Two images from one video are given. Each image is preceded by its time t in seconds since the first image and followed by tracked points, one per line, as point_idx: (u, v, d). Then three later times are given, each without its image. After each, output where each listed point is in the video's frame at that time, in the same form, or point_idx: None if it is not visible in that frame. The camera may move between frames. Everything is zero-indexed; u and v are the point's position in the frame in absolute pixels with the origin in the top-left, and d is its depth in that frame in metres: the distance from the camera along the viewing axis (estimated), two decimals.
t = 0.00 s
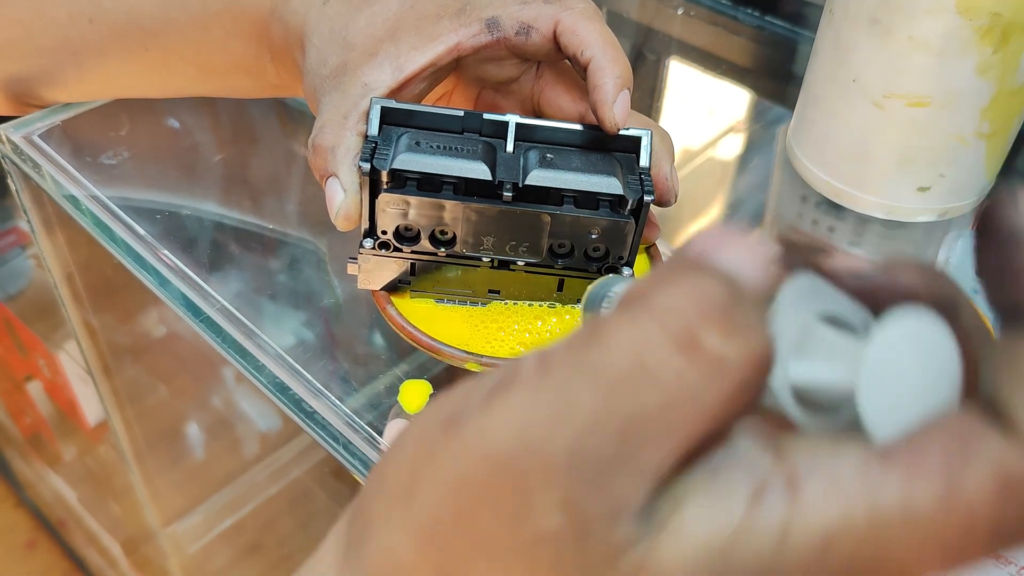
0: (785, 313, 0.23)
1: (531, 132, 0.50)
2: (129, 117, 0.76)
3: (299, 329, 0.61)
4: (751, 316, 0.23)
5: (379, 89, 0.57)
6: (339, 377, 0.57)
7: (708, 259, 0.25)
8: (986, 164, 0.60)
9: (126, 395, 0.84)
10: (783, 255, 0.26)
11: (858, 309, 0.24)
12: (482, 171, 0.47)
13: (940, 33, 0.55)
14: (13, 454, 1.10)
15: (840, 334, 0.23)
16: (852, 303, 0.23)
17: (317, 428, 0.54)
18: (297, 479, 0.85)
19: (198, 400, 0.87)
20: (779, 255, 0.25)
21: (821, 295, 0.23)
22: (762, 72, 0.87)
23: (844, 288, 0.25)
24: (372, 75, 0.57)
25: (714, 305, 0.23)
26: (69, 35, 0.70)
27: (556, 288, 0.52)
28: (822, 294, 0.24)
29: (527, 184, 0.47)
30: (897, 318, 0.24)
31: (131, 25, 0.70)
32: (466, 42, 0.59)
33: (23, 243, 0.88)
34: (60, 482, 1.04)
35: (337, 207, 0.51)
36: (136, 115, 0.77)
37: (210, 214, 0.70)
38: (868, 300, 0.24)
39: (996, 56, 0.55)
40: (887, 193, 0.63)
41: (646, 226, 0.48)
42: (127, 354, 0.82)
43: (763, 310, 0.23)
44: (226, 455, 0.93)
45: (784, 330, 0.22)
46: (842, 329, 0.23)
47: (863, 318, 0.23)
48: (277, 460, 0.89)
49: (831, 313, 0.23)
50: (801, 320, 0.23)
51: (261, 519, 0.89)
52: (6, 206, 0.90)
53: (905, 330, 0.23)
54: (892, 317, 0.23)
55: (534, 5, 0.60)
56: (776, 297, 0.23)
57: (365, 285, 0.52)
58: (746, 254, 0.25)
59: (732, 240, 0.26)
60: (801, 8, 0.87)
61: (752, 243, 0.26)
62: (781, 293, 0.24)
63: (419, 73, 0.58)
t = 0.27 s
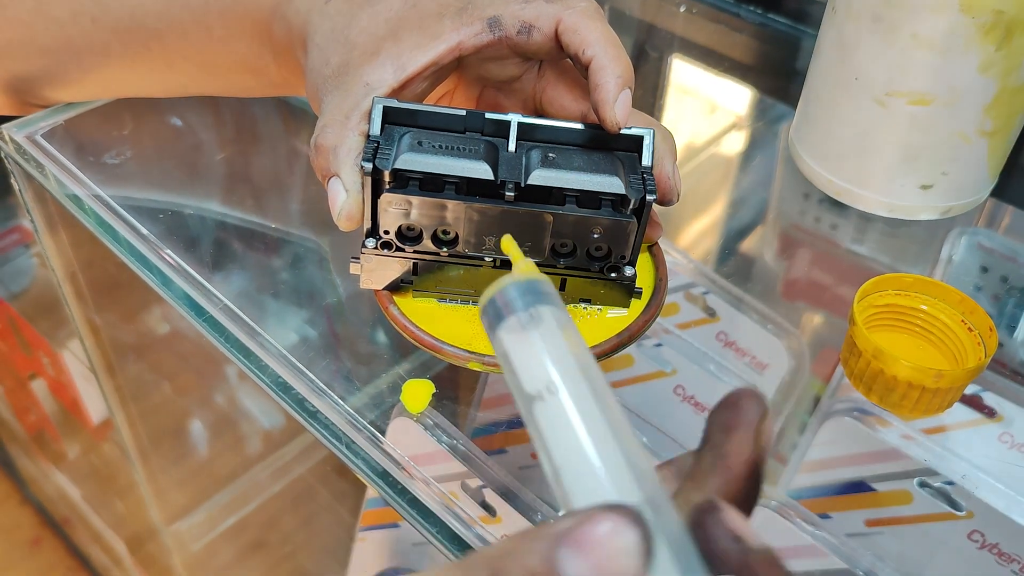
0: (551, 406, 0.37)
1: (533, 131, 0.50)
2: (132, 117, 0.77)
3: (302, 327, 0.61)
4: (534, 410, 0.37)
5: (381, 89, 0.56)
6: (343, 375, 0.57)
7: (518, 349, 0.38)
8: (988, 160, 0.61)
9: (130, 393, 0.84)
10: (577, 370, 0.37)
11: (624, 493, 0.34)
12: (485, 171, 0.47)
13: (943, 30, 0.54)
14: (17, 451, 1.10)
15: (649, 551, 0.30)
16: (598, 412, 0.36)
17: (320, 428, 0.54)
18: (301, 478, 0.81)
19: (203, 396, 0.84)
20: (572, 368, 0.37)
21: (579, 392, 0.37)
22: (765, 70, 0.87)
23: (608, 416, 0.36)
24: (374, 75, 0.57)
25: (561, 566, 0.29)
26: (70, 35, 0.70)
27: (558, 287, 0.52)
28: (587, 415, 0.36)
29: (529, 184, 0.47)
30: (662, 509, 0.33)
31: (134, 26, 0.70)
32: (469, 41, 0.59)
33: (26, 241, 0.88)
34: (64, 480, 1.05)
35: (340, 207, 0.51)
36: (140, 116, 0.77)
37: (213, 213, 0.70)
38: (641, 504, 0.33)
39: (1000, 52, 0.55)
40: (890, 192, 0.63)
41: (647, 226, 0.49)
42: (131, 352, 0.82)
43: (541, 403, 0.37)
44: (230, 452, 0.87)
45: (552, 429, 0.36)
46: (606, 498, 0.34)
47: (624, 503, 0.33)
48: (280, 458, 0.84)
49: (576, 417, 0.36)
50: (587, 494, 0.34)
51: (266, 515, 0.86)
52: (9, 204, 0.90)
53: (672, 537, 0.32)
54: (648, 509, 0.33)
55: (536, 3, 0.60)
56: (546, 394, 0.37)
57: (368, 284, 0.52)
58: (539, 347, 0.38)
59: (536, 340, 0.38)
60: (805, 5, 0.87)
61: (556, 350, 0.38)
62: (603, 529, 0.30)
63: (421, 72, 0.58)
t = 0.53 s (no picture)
0: (452, 391, 0.40)
1: (535, 130, 0.50)
2: (134, 116, 0.77)
3: (305, 325, 0.61)
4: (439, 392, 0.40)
5: (383, 88, 0.57)
6: (345, 374, 0.57)
7: (443, 340, 0.42)
8: (989, 159, 0.61)
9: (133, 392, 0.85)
10: (490, 370, 0.41)
11: (489, 473, 0.37)
12: (487, 170, 0.47)
13: (945, 29, 0.54)
14: (21, 450, 1.10)
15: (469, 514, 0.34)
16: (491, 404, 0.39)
17: (323, 426, 0.55)
18: (303, 477, 0.79)
19: (205, 394, 0.82)
20: (484, 366, 0.41)
21: (481, 385, 0.40)
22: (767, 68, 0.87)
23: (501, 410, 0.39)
24: (376, 74, 0.57)
25: (393, 525, 0.34)
26: (74, 34, 0.70)
27: (560, 286, 0.52)
28: (479, 403, 0.39)
29: (530, 183, 0.47)
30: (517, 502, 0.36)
31: (136, 26, 0.70)
32: (470, 40, 0.59)
33: (29, 240, 0.89)
34: (69, 478, 1.05)
35: (342, 206, 0.51)
36: (142, 114, 0.77)
37: (215, 212, 0.70)
38: (502, 490, 0.36)
39: (1001, 51, 0.54)
40: (892, 189, 0.63)
41: (649, 224, 0.48)
42: (134, 351, 0.82)
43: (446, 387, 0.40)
44: (232, 450, 0.85)
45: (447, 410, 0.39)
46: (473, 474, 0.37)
47: (486, 482, 0.36)
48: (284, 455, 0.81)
49: (470, 402, 0.39)
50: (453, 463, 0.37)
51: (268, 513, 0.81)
52: (13, 203, 0.91)
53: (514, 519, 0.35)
54: (501, 494, 0.36)
55: (538, 2, 0.60)
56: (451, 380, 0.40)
57: (370, 283, 0.52)
58: (460, 342, 0.41)
59: (460, 335, 0.42)
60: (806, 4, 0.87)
61: (476, 348, 0.41)
62: (429, 487, 0.34)
63: (423, 71, 0.58)
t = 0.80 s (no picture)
0: (433, 366, 0.42)
1: (535, 127, 0.50)
2: (135, 114, 0.77)
3: (307, 323, 0.61)
4: (420, 365, 0.42)
5: (384, 86, 0.57)
6: (346, 371, 0.58)
7: (425, 316, 0.44)
8: (990, 157, 0.61)
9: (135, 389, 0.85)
10: (469, 346, 0.43)
11: (465, 446, 0.39)
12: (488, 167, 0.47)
13: (945, 27, 0.54)
14: (22, 448, 1.10)
15: (444, 490, 0.36)
16: (469, 380, 0.41)
17: (324, 423, 0.55)
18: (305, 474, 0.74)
19: (208, 391, 0.81)
20: (463, 342, 0.43)
21: (461, 361, 0.42)
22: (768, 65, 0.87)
23: (479, 386, 0.41)
24: (377, 72, 0.57)
25: (372, 497, 0.36)
26: (75, 32, 0.70)
27: (561, 283, 0.52)
28: (459, 379, 0.41)
29: (530, 180, 0.47)
30: (490, 476, 0.38)
31: (138, 24, 0.70)
32: (471, 38, 0.59)
33: (31, 238, 0.89)
34: (70, 476, 1.05)
35: (343, 204, 0.51)
36: (143, 112, 0.77)
37: (217, 210, 0.70)
38: (477, 465, 0.38)
39: (1001, 48, 0.54)
40: (892, 186, 0.63)
41: (649, 221, 0.49)
42: (135, 349, 0.82)
43: (427, 361, 0.42)
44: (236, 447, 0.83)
45: (428, 383, 0.41)
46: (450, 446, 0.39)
47: (461, 454, 0.38)
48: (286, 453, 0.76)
49: (451, 377, 0.41)
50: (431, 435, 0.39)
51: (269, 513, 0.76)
52: (14, 201, 0.91)
53: (486, 491, 0.38)
54: (475, 467, 0.38)
55: None
56: (432, 355, 0.42)
57: (371, 280, 0.51)
58: (442, 318, 0.43)
59: (442, 312, 0.43)
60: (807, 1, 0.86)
61: (456, 325, 0.43)
62: (405, 463, 0.36)
63: (424, 69, 0.58)
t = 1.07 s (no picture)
0: (427, 354, 0.41)
1: (536, 122, 0.50)
2: (135, 110, 0.77)
3: (307, 319, 0.61)
4: (413, 353, 0.42)
5: (385, 81, 0.57)
6: (347, 367, 0.58)
7: (418, 304, 0.43)
8: (991, 151, 0.61)
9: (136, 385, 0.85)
10: (462, 332, 0.42)
11: (461, 431, 0.38)
12: (488, 161, 0.47)
13: (947, 21, 0.54)
14: (22, 446, 1.10)
15: (439, 466, 0.37)
16: (464, 367, 0.41)
17: (326, 419, 0.55)
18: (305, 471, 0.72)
19: (208, 389, 0.81)
20: (457, 329, 0.42)
21: (454, 347, 0.41)
22: (769, 61, 0.87)
23: (473, 373, 0.41)
24: (378, 68, 0.57)
25: (367, 475, 0.37)
26: (76, 29, 0.70)
27: (562, 278, 0.53)
28: (453, 366, 0.40)
29: (532, 174, 0.47)
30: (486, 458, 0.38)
31: (138, 20, 0.70)
32: (472, 33, 0.59)
33: (31, 235, 0.89)
34: (70, 474, 1.05)
35: (344, 199, 0.51)
36: (143, 108, 0.77)
37: (217, 206, 0.70)
38: (472, 446, 0.38)
39: (1003, 43, 0.54)
40: (893, 182, 0.63)
41: (651, 216, 0.49)
42: (136, 345, 0.82)
43: (420, 349, 0.41)
44: (235, 445, 0.83)
45: (422, 371, 0.40)
46: (446, 432, 0.38)
47: (458, 439, 0.38)
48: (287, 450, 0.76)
49: (445, 365, 0.40)
50: (426, 420, 0.39)
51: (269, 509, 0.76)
52: (14, 198, 0.91)
53: (483, 471, 0.38)
54: (472, 450, 0.38)
55: None
56: (425, 343, 0.41)
57: (372, 276, 0.51)
58: (434, 305, 0.42)
59: (434, 299, 0.43)
60: None
61: (449, 311, 0.42)
62: (399, 441, 0.36)
63: (425, 65, 0.58)
